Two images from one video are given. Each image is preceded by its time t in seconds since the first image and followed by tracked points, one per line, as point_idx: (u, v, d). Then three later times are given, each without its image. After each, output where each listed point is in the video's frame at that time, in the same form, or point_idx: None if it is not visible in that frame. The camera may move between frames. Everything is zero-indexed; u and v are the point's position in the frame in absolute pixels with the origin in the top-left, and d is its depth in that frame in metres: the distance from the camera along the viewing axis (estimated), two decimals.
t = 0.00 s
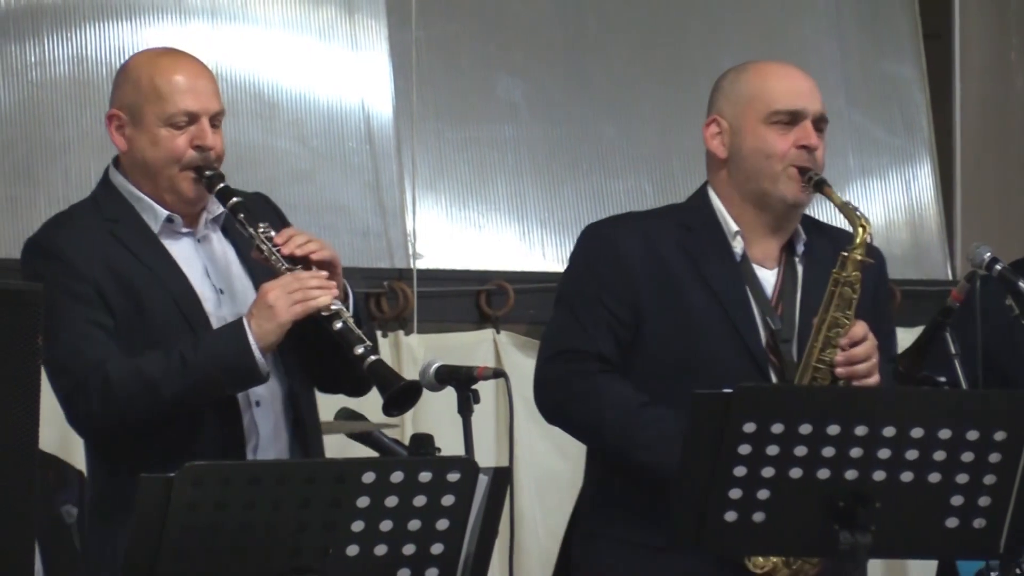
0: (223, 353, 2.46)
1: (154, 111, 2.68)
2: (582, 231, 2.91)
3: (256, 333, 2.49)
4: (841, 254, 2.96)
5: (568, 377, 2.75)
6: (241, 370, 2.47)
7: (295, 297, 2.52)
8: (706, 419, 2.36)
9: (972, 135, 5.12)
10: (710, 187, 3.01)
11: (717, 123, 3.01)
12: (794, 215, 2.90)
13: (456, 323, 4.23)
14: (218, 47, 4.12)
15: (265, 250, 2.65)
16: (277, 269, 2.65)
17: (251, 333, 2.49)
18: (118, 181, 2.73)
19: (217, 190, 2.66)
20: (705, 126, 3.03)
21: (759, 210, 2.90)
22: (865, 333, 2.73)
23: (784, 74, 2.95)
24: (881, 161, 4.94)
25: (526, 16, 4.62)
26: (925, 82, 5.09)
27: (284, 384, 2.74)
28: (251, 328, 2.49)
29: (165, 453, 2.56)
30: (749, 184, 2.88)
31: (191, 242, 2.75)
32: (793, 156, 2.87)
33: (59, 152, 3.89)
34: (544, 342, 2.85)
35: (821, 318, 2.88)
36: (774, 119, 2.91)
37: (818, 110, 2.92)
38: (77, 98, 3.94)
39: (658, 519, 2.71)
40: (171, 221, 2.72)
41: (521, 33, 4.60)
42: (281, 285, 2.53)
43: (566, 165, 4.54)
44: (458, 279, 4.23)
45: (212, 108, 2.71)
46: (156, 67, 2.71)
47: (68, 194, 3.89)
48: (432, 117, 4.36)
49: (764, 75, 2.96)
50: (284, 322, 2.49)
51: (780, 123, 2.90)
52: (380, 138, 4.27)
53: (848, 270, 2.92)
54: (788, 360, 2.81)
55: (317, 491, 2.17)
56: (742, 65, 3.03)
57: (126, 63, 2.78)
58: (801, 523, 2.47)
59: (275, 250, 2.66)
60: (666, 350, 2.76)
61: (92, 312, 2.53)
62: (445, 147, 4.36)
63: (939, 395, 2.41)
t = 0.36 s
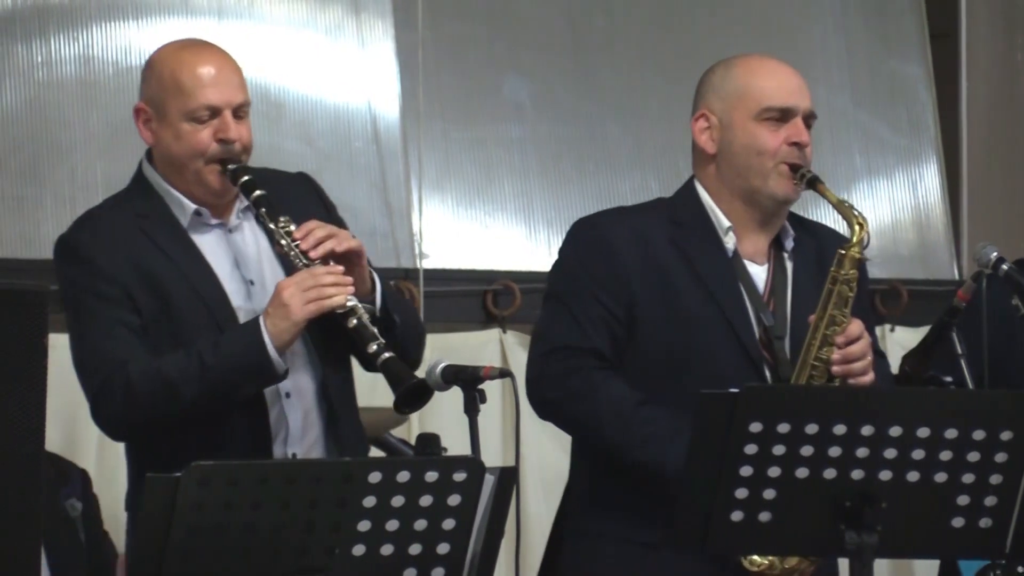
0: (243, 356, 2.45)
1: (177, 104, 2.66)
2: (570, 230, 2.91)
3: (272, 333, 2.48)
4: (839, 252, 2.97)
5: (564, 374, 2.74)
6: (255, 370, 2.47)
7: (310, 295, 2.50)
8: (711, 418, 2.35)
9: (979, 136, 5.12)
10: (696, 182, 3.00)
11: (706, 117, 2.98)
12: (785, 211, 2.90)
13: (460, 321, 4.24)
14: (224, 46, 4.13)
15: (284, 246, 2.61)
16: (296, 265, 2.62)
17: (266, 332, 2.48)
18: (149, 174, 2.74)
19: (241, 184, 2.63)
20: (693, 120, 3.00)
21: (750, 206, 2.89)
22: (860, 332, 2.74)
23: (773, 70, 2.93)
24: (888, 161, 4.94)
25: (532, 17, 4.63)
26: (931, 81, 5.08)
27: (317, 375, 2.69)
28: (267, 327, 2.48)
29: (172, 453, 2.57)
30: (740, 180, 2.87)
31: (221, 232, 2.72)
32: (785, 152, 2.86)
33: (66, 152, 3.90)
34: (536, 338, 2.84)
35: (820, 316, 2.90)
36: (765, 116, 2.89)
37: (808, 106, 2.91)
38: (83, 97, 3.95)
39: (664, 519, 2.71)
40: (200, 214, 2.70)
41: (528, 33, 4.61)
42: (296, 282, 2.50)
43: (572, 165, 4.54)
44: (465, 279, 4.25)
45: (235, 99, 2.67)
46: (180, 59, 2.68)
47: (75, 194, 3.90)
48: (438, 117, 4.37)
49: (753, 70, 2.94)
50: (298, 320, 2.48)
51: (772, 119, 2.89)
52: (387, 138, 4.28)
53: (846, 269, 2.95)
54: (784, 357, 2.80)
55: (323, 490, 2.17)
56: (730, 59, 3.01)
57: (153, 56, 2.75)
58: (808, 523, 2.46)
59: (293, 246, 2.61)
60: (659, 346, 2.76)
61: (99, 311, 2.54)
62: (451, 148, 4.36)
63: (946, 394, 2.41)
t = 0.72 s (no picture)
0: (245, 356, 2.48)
1: (246, 98, 2.64)
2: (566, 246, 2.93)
3: (259, 345, 2.47)
4: (835, 267, 2.96)
5: (563, 387, 2.73)
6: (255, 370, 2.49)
7: (302, 317, 2.44)
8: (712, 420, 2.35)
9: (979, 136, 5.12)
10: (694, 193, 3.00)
11: (703, 129, 2.99)
12: (781, 223, 2.90)
13: (460, 322, 4.24)
14: (224, 47, 4.14)
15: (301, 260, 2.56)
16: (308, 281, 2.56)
17: (256, 343, 2.48)
18: (215, 158, 2.76)
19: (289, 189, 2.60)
20: (691, 132, 3.01)
21: (747, 218, 2.90)
22: (859, 347, 2.76)
23: (770, 81, 2.93)
24: (889, 161, 4.94)
25: (533, 17, 4.64)
26: (932, 81, 5.07)
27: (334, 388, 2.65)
28: (257, 338, 2.48)
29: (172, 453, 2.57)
30: (736, 192, 2.88)
31: (267, 230, 2.71)
32: (781, 165, 2.86)
33: (66, 152, 3.91)
34: (536, 347, 2.84)
35: (818, 331, 2.88)
36: (762, 128, 2.89)
37: (805, 119, 2.90)
38: (83, 98, 3.96)
39: (664, 520, 2.71)
40: (248, 207, 2.71)
41: (528, 34, 4.61)
42: (294, 301, 2.45)
43: (572, 165, 4.54)
44: (466, 279, 4.26)
45: (302, 101, 2.63)
46: (257, 53, 2.66)
47: (75, 194, 3.90)
48: (438, 117, 4.37)
49: (749, 82, 2.94)
50: (284, 339, 2.44)
51: (768, 131, 2.89)
52: (387, 138, 4.28)
53: (842, 283, 2.93)
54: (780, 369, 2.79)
55: (324, 491, 2.17)
56: (727, 70, 3.01)
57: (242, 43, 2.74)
58: (808, 523, 2.46)
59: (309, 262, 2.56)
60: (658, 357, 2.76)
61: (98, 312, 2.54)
62: (451, 148, 4.37)
63: (947, 395, 2.40)
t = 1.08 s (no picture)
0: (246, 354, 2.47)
1: (295, 101, 2.65)
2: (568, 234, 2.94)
3: (248, 348, 2.46)
4: (834, 258, 2.96)
5: (563, 388, 2.74)
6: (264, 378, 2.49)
7: (292, 328, 2.43)
8: (713, 419, 2.35)
9: (979, 137, 5.12)
10: (690, 186, 3.00)
11: (698, 122, 2.98)
12: (779, 215, 2.90)
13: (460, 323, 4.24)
14: (226, 47, 4.14)
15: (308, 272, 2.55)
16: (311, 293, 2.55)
17: (245, 345, 2.47)
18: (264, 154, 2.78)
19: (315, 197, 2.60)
20: (686, 125, 3.00)
21: (744, 210, 2.89)
22: (859, 339, 2.73)
23: (765, 73, 2.93)
24: (889, 161, 4.94)
25: (534, 18, 4.64)
26: (932, 82, 5.07)
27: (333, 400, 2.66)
28: (248, 341, 2.47)
29: (172, 453, 2.57)
30: (734, 184, 2.88)
31: (296, 235, 2.71)
32: (778, 157, 2.86)
33: (67, 152, 3.91)
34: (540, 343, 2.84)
35: (817, 323, 2.89)
36: (758, 120, 2.89)
37: (802, 111, 2.91)
38: (84, 98, 3.96)
39: (665, 519, 2.71)
40: (282, 209, 2.72)
41: (529, 35, 4.61)
42: (288, 312, 2.44)
43: (574, 166, 4.54)
44: (467, 280, 4.25)
45: (347, 112, 2.63)
46: (316, 58, 2.67)
47: (76, 194, 3.90)
48: (439, 117, 4.38)
49: (745, 74, 2.94)
50: (269, 346, 2.43)
51: (764, 123, 2.89)
52: (388, 139, 4.29)
53: (841, 274, 2.93)
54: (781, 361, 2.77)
55: (325, 491, 2.17)
56: (722, 62, 3.01)
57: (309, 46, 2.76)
58: (809, 524, 2.46)
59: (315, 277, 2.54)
60: (659, 356, 2.76)
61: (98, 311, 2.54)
62: (452, 149, 4.37)
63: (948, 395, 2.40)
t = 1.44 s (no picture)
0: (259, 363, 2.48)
1: (268, 105, 2.65)
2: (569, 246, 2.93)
3: (288, 360, 2.47)
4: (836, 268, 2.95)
5: (566, 394, 2.75)
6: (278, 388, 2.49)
7: (330, 332, 2.44)
8: (714, 420, 2.35)
9: (980, 137, 5.12)
10: (696, 193, 3.00)
11: (703, 130, 2.98)
12: (783, 222, 2.89)
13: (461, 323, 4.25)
14: (226, 47, 4.14)
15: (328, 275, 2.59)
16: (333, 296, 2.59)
17: (284, 358, 2.48)
18: (240, 160, 2.78)
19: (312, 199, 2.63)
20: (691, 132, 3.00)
21: (748, 217, 2.89)
22: (861, 350, 2.79)
23: (769, 80, 2.92)
24: (890, 162, 4.94)
25: (535, 18, 4.64)
26: (933, 82, 5.07)
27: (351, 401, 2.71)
28: (285, 353, 2.47)
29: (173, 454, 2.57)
30: (737, 192, 2.87)
31: (290, 238, 2.73)
32: (781, 164, 2.85)
33: (69, 152, 3.91)
34: (541, 352, 2.84)
35: (819, 333, 2.87)
36: (762, 128, 2.89)
37: (806, 118, 2.90)
38: (85, 98, 3.96)
39: (666, 520, 2.71)
40: (273, 214, 2.73)
41: (530, 35, 4.61)
42: (321, 316, 2.46)
43: (575, 166, 4.54)
44: (468, 280, 4.25)
45: (324, 108, 2.63)
46: (282, 58, 2.67)
47: (77, 194, 3.90)
48: (440, 117, 4.37)
49: (749, 81, 2.93)
50: (314, 354, 2.45)
51: (768, 131, 2.88)
52: (389, 138, 4.28)
53: (843, 285, 2.92)
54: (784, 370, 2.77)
55: (326, 491, 2.17)
56: (726, 69, 3.01)
57: (267, 47, 2.75)
58: (810, 524, 2.46)
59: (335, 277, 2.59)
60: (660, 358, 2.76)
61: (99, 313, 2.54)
62: (453, 149, 4.37)
63: (949, 395, 2.40)
